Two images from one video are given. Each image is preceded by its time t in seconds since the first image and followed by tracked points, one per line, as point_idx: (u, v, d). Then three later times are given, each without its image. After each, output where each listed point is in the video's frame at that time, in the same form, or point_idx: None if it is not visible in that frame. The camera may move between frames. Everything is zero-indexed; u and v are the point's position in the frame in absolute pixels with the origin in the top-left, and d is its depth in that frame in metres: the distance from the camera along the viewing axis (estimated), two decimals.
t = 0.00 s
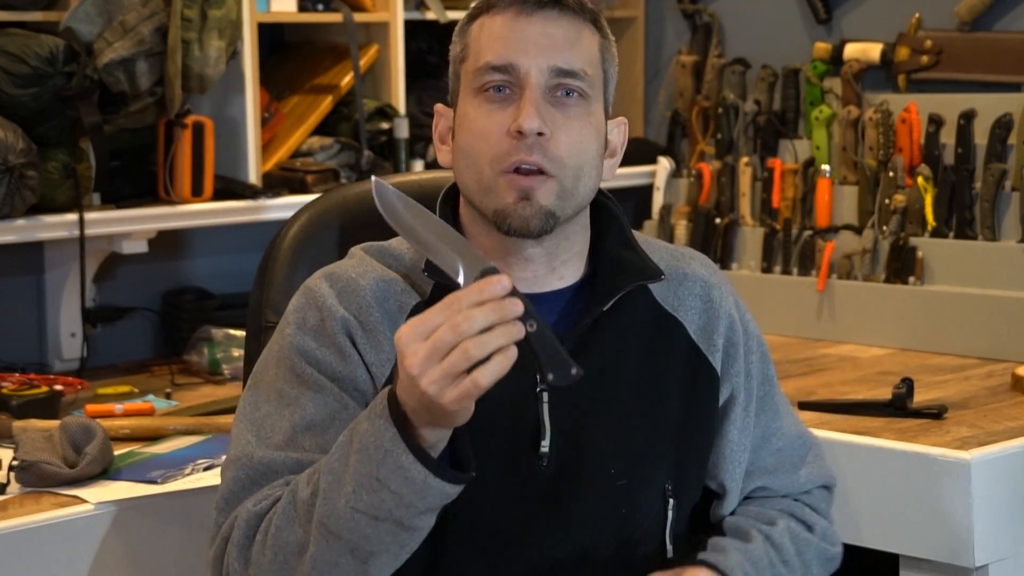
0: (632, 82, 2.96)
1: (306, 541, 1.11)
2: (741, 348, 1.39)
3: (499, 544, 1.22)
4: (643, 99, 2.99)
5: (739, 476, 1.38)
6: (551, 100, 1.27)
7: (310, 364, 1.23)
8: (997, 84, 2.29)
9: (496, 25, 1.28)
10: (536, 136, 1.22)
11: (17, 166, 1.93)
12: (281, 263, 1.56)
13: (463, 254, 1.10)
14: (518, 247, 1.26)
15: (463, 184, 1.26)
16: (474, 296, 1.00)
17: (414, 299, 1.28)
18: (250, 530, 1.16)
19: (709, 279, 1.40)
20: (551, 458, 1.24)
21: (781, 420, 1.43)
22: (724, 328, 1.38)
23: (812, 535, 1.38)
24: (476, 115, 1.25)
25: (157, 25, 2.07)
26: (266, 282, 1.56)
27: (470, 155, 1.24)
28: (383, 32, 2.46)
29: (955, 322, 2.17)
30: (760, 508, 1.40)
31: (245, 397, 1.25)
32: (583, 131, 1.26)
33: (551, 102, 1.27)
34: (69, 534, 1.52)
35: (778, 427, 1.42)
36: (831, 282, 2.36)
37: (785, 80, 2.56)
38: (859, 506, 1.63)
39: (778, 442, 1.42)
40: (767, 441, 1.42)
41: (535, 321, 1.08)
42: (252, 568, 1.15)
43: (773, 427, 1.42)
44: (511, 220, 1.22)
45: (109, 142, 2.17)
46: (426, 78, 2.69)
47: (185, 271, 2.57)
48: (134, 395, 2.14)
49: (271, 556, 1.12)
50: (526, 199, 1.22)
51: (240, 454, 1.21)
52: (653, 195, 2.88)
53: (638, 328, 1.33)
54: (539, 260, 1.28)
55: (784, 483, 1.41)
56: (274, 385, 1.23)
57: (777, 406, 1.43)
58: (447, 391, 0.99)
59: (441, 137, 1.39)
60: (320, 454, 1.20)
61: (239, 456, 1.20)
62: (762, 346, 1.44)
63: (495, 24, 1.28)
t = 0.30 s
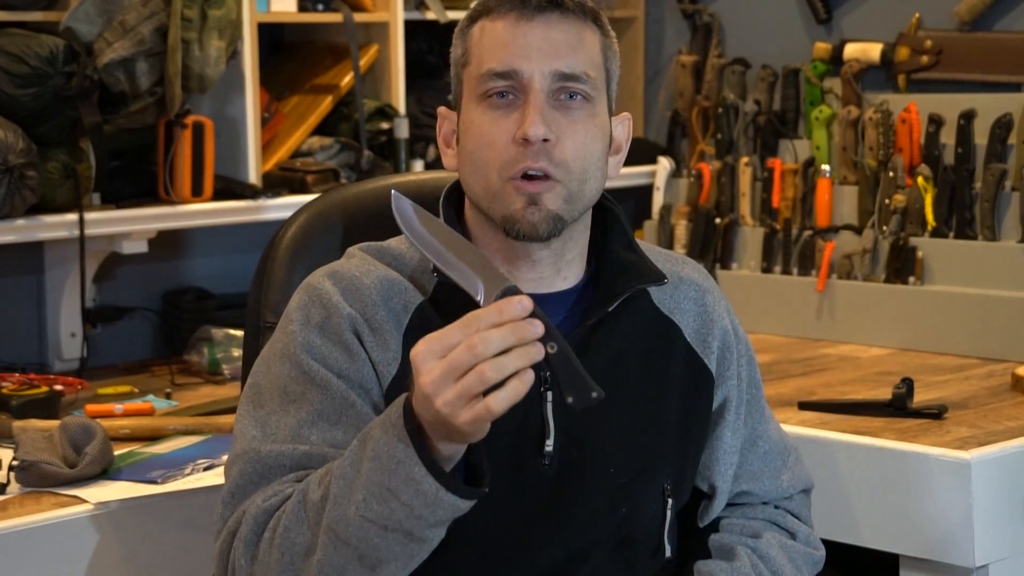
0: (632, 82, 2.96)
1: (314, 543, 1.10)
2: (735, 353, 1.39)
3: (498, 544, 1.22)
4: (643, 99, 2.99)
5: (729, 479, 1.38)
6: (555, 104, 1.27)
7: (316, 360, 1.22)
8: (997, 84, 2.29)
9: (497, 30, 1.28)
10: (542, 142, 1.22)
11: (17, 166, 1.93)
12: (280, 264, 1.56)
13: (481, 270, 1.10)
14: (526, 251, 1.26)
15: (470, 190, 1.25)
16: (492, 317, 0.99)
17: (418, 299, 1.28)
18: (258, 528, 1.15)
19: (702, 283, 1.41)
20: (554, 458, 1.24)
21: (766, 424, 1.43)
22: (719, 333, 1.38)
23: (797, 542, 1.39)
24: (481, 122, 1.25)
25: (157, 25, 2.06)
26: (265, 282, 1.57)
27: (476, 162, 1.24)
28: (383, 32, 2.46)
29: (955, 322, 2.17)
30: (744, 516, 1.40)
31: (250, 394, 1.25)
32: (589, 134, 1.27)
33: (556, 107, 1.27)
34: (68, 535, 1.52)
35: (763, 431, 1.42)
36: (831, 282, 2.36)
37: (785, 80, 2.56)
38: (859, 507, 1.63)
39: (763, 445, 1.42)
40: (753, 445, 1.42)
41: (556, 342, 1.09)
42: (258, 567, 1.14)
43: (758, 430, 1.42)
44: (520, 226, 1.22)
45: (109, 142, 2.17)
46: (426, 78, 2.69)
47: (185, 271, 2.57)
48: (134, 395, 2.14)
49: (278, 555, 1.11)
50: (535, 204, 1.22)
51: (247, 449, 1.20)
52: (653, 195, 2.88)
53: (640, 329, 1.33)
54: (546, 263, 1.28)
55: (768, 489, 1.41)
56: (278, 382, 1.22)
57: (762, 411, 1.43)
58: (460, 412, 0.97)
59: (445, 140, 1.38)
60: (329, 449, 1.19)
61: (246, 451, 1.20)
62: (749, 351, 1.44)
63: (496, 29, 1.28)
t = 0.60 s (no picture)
0: (632, 82, 2.96)
1: (313, 549, 1.09)
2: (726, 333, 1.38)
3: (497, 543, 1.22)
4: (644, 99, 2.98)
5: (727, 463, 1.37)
6: (535, 101, 1.28)
7: (306, 360, 1.23)
8: (997, 84, 2.29)
9: (479, 26, 1.29)
10: (518, 138, 1.23)
11: (17, 166, 1.93)
12: (276, 265, 1.56)
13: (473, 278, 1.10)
14: (505, 250, 1.27)
15: (450, 186, 1.27)
16: (498, 336, 0.99)
17: (409, 297, 1.29)
18: (254, 532, 1.14)
19: (691, 267, 1.41)
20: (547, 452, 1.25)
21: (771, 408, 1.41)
22: (709, 314, 1.38)
23: (816, 525, 1.35)
24: (460, 118, 1.26)
25: (157, 25, 2.06)
26: (262, 282, 1.57)
27: (454, 159, 1.25)
28: (383, 32, 2.46)
29: (955, 322, 2.17)
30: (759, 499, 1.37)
31: (241, 395, 1.25)
32: (567, 131, 1.27)
33: (535, 103, 1.28)
34: (68, 534, 1.52)
35: (768, 415, 1.40)
36: (831, 282, 2.36)
37: (785, 80, 2.56)
38: (859, 507, 1.63)
39: (769, 431, 1.40)
40: (758, 431, 1.39)
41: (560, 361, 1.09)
42: (255, 570, 1.13)
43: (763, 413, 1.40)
44: (496, 224, 1.24)
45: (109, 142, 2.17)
46: (425, 78, 2.69)
47: (184, 271, 2.57)
48: (134, 395, 2.14)
49: (275, 561, 1.11)
50: (512, 202, 1.23)
51: (239, 450, 1.20)
52: (653, 195, 2.88)
53: (630, 319, 1.33)
54: (529, 264, 1.30)
55: (779, 472, 1.38)
56: (268, 381, 1.22)
57: (765, 395, 1.41)
58: (464, 429, 0.98)
59: (433, 138, 1.40)
60: (322, 451, 1.19)
61: (239, 451, 1.19)
62: (750, 336, 1.43)
63: (478, 25, 1.29)
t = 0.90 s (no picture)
0: (632, 82, 2.96)
1: (334, 558, 1.14)
2: (699, 302, 1.39)
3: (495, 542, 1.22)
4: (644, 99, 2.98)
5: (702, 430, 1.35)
6: (541, 101, 1.30)
7: (298, 359, 1.29)
8: (997, 84, 2.29)
9: (484, 24, 1.31)
10: (530, 135, 1.27)
11: (17, 166, 1.93)
12: (277, 265, 1.55)
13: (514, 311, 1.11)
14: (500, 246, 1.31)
15: (450, 181, 1.30)
16: (534, 359, 1.02)
17: (395, 290, 1.34)
18: (269, 538, 1.18)
19: (670, 246, 1.43)
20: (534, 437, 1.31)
21: (759, 375, 1.36)
22: (683, 285, 1.39)
23: (815, 460, 1.26)
24: (467, 114, 1.29)
25: (157, 25, 2.06)
26: (263, 281, 1.56)
27: (460, 154, 1.28)
28: (383, 32, 2.46)
29: (955, 321, 2.17)
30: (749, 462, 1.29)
31: (240, 398, 1.30)
32: (572, 130, 1.31)
33: (541, 103, 1.30)
34: (68, 535, 1.52)
35: (751, 380, 1.35)
36: (831, 282, 2.36)
37: (785, 79, 2.56)
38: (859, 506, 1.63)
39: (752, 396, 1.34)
40: (739, 396, 1.34)
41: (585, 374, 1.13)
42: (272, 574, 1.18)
43: (746, 374, 1.35)
44: (500, 228, 1.27)
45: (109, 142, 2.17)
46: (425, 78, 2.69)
47: (185, 271, 2.57)
48: (134, 395, 2.14)
49: (296, 567, 1.15)
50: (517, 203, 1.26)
51: (242, 453, 1.24)
52: (652, 195, 2.89)
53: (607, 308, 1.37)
54: (519, 258, 1.34)
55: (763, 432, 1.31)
56: (264, 383, 1.28)
57: (750, 360, 1.36)
58: (490, 447, 1.02)
59: (420, 130, 1.42)
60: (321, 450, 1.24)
61: (242, 455, 1.24)
62: (741, 310, 1.40)
63: (483, 22, 1.31)
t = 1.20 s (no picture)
0: (632, 82, 2.96)
1: (298, 567, 1.18)
2: (691, 314, 1.38)
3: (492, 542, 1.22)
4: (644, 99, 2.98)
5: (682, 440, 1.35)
6: (525, 100, 1.30)
7: (284, 359, 1.32)
8: (997, 84, 2.29)
9: (471, 23, 1.31)
10: (509, 137, 1.27)
11: (17, 166, 1.93)
12: (277, 265, 1.55)
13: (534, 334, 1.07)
14: (490, 243, 1.32)
15: (436, 180, 1.31)
16: (483, 380, 1.06)
17: (386, 291, 1.35)
18: (240, 542, 1.22)
19: (668, 255, 1.42)
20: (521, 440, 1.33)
21: (745, 391, 1.35)
22: (676, 296, 1.39)
23: (788, 489, 1.27)
24: (450, 114, 1.30)
25: (157, 25, 2.06)
26: (262, 284, 1.56)
27: (442, 154, 1.29)
28: (383, 32, 2.46)
29: (955, 322, 2.17)
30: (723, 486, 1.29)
31: (229, 396, 1.33)
32: (557, 130, 1.30)
33: (525, 103, 1.30)
34: (68, 535, 1.52)
35: (736, 397, 1.34)
36: (831, 282, 2.36)
37: (785, 80, 2.56)
38: (858, 507, 1.63)
39: (733, 413, 1.34)
40: (721, 410, 1.34)
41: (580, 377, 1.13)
42: None
43: (730, 390, 1.34)
44: (481, 220, 1.27)
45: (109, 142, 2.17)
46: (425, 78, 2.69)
47: (185, 271, 2.58)
48: (134, 395, 2.14)
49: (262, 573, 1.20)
50: (498, 201, 1.27)
51: (224, 453, 1.28)
52: (652, 195, 2.89)
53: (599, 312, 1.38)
54: (513, 254, 1.33)
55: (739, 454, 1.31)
56: (252, 383, 1.31)
57: (737, 376, 1.35)
58: (432, 462, 1.06)
59: (417, 128, 1.42)
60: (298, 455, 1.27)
61: (223, 455, 1.27)
62: (734, 323, 1.39)
63: (470, 22, 1.31)
